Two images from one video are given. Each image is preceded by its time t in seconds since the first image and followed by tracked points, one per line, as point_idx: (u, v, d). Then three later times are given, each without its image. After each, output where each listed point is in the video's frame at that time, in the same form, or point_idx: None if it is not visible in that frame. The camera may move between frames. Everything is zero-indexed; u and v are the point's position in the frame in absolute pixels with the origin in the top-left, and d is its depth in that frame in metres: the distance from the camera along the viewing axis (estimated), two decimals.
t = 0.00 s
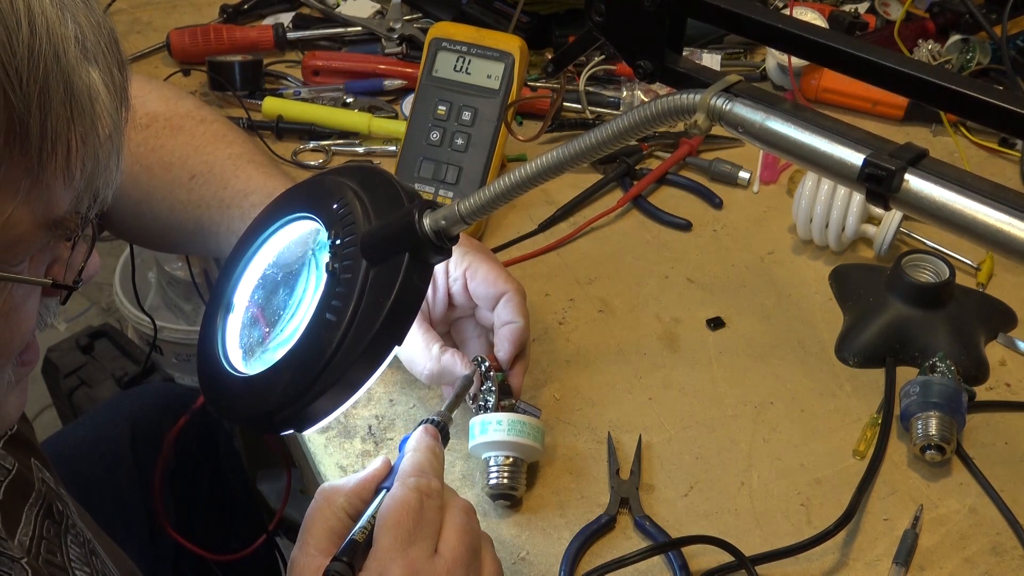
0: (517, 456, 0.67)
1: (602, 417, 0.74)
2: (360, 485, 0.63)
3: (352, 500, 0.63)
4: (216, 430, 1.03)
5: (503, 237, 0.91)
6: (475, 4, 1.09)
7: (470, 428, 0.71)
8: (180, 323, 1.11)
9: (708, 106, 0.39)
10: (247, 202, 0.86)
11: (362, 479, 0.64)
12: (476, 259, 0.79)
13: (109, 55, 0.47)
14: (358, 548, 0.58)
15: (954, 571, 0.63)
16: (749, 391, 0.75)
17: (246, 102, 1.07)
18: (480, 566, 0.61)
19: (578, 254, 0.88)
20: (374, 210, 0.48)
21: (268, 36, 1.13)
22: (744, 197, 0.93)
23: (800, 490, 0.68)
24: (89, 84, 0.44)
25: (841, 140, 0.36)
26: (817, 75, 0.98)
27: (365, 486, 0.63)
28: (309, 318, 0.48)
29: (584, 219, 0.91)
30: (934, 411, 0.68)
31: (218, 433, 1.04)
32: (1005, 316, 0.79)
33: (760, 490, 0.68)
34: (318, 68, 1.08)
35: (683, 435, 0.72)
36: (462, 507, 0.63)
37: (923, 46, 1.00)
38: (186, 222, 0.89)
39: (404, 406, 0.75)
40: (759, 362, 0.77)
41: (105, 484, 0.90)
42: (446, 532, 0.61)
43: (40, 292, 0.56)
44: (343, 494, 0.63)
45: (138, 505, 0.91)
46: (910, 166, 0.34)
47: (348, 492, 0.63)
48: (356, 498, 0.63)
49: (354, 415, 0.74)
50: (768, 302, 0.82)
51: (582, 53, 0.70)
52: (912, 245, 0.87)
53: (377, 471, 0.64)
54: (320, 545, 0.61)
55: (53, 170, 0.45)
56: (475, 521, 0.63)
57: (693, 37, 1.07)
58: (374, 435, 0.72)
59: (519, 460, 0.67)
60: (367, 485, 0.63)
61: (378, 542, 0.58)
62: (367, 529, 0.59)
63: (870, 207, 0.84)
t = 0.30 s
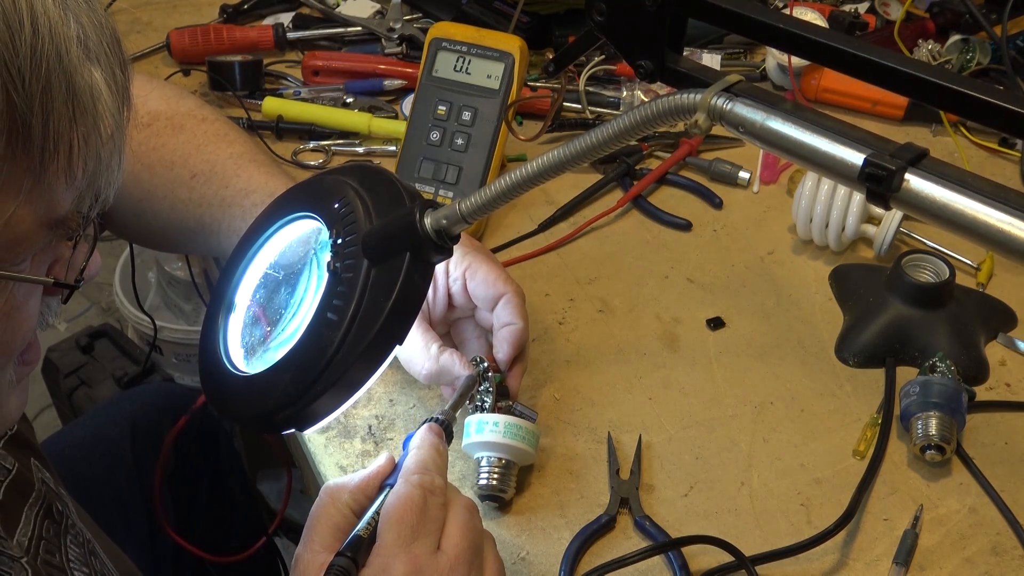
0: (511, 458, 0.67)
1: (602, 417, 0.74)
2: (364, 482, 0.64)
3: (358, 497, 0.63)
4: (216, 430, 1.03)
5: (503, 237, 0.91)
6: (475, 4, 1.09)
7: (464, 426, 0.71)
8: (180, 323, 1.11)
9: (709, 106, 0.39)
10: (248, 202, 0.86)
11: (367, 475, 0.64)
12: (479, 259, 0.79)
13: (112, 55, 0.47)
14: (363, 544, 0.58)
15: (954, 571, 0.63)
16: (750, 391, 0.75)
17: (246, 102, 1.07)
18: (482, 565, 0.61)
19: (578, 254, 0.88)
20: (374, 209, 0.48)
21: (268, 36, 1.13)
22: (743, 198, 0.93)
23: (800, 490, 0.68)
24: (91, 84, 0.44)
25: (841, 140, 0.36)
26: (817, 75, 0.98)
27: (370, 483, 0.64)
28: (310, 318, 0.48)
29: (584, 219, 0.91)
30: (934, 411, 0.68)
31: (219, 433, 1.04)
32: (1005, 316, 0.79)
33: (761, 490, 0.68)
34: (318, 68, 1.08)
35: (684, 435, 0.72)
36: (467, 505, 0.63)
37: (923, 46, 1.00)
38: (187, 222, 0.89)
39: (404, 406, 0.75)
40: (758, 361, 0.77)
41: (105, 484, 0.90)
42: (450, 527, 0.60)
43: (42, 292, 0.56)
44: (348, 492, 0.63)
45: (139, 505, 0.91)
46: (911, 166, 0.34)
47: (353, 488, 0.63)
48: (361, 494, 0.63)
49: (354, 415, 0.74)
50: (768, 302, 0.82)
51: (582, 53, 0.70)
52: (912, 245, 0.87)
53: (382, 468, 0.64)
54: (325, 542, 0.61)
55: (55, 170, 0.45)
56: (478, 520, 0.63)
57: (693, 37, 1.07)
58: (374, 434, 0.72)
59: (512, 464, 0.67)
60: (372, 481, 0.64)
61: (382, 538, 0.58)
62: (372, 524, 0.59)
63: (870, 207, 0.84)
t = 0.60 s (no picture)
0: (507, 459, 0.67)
1: (602, 417, 0.74)
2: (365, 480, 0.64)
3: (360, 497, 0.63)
4: (216, 430, 1.03)
5: (503, 237, 0.91)
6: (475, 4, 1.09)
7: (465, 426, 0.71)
8: (180, 323, 1.11)
9: (708, 106, 0.39)
10: (248, 202, 0.86)
11: (368, 474, 0.64)
12: (479, 259, 0.79)
13: (110, 54, 0.47)
14: (365, 544, 0.58)
15: (954, 571, 0.63)
16: (750, 392, 0.75)
17: (246, 101, 1.07)
18: (482, 564, 0.61)
19: (578, 254, 0.88)
20: (374, 209, 0.48)
21: (268, 36, 1.13)
22: (744, 198, 0.93)
23: (800, 490, 0.68)
24: (90, 83, 0.44)
25: (841, 140, 0.36)
26: (817, 75, 0.98)
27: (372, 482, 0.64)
28: (310, 318, 0.48)
29: (584, 219, 0.91)
30: (934, 411, 0.68)
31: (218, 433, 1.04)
32: (1005, 315, 0.79)
33: (761, 490, 0.68)
34: (318, 68, 1.08)
35: (683, 435, 0.72)
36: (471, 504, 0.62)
37: (923, 46, 1.00)
38: (187, 221, 0.89)
39: (404, 406, 0.75)
40: (759, 362, 0.77)
41: (105, 484, 0.90)
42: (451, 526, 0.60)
43: (42, 291, 0.56)
44: (349, 492, 0.63)
45: (139, 504, 0.91)
46: (911, 166, 0.34)
47: (355, 488, 0.63)
48: (363, 493, 0.63)
49: (354, 415, 0.74)
50: (768, 302, 0.82)
51: (582, 53, 0.70)
52: (912, 245, 0.87)
53: (383, 467, 0.64)
54: (327, 542, 0.61)
55: (55, 169, 0.45)
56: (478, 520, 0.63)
57: (693, 37, 1.07)
58: (374, 435, 0.72)
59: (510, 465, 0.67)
60: (373, 480, 0.64)
61: (383, 537, 0.58)
62: (374, 523, 0.59)
63: (870, 207, 0.84)
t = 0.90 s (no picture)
0: (504, 462, 0.67)
1: (602, 417, 0.74)
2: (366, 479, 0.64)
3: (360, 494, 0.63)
4: (216, 430, 1.03)
5: (503, 237, 0.91)
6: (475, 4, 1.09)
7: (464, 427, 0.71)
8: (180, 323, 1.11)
9: (708, 107, 0.39)
10: (248, 202, 0.86)
11: (368, 471, 0.64)
12: (478, 258, 0.79)
13: (109, 54, 0.47)
14: (366, 539, 0.58)
15: (954, 571, 0.63)
16: (749, 392, 0.75)
17: (246, 102, 1.07)
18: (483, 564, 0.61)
19: (578, 254, 0.88)
20: (374, 210, 0.48)
21: (268, 36, 1.13)
22: (744, 198, 0.93)
23: (800, 490, 0.68)
24: (88, 83, 0.44)
25: (841, 140, 0.36)
26: (817, 75, 0.98)
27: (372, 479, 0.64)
28: (309, 318, 0.48)
29: (584, 219, 0.91)
30: (934, 411, 0.68)
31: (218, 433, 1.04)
32: (1005, 315, 0.79)
33: (761, 490, 0.68)
34: (318, 68, 1.08)
35: (684, 435, 0.72)
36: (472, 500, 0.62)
37: (923, 46, 1.00)
38: (187, 221, 0.89)
39: (404, 406, 0.75)
40: (759, 362, 0.77)
41: (105, 484, 0.90)
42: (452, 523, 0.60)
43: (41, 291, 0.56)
44: (349, 489, 0.63)
45: (139, 504, 0.91)
46: (910, 166, 0.34)
47: (355, 485, 0.63)
48: (363, 491, 0.63)
49: (354, 415, 0.74)
50: (768, 303, 0.82)
51: (582, 53, 0.70)
52: (912, 244, 0.87)
53: (383, 465, 0.64)
54: (329, 540, 0.61)
55: (54, 170, 0.45)
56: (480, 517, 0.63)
57: (693, 37, 1.07)
58: (374, 435, 0.72)
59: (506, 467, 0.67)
60: (373, 477, 0.64)
61: (385, 533, 0.58)
62: (374, 520, 0.59)
63: (870, 207, 0.84)
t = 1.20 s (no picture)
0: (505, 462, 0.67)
1: (602, 417, 0.74)
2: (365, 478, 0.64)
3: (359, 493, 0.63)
4: (215, 430, 1.03)
5: (503, 237, 0.91)
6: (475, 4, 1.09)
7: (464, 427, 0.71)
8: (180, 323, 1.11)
9: (709, 106, 0.39)
10: (249, 202, 0.86)
11: (368, 470, 0.64)
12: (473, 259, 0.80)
13: (109, 54, 0.47)
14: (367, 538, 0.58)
15: (954, 571, 0.63)
16: (749, 392, 0.75)
17: (246, 102, 1.07)
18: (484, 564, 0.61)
19: (578, 254, 0.88)
20: (374, 210, 0.48)
21: (268, 35, 1.13)
22: (744, 198, 0.93)
23: (800, 490, 0.68)
24: (88, 83, 0.44)
25: (841, 140, 0.36)
26: (817, 75, 0.98)
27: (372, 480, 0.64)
28: (310, 318, 0.48)
29: (584, 219, 0.91)
30: (934, 411, 0.68)
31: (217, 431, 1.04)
32: (1005, 316, 0.79)
33: (761, 490, 0.68)
34: (318, 68, 1.08)
35: (684, 435, 0.72)
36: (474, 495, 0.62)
37: (923, 46, 1.00)
38: (188, 222, 0.89)
39: (404, 406, 0.75)
40: (759, 362, 0.77)
41: (105, 484, 0.89)
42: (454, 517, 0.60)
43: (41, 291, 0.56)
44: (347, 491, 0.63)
45: (139, 504, 0.91)
46: (911, 166, 0.34)
47: (356, 484, 0.63)
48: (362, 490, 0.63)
49: (354, 415, 0.74)
50: (768, 302, 0.82)
51: (583, 52, 0.70)
52: (913, 245, 0.87)
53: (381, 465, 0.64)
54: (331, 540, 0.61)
55: (55, 170, 0.45)
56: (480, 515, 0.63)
57: (693, 38, 1.07)
58: (374, 435, 0.72)
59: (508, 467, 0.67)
60: (373, 477, 0.64)
61: (385, 532, 0.58)
62: (375, 518, 0.59)
63: (870, 207, 0.84)
